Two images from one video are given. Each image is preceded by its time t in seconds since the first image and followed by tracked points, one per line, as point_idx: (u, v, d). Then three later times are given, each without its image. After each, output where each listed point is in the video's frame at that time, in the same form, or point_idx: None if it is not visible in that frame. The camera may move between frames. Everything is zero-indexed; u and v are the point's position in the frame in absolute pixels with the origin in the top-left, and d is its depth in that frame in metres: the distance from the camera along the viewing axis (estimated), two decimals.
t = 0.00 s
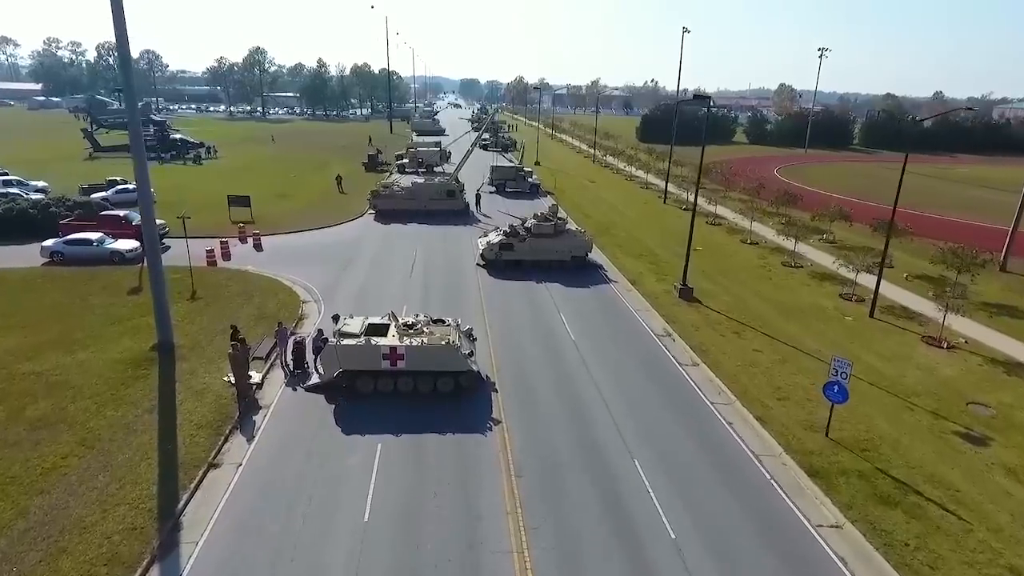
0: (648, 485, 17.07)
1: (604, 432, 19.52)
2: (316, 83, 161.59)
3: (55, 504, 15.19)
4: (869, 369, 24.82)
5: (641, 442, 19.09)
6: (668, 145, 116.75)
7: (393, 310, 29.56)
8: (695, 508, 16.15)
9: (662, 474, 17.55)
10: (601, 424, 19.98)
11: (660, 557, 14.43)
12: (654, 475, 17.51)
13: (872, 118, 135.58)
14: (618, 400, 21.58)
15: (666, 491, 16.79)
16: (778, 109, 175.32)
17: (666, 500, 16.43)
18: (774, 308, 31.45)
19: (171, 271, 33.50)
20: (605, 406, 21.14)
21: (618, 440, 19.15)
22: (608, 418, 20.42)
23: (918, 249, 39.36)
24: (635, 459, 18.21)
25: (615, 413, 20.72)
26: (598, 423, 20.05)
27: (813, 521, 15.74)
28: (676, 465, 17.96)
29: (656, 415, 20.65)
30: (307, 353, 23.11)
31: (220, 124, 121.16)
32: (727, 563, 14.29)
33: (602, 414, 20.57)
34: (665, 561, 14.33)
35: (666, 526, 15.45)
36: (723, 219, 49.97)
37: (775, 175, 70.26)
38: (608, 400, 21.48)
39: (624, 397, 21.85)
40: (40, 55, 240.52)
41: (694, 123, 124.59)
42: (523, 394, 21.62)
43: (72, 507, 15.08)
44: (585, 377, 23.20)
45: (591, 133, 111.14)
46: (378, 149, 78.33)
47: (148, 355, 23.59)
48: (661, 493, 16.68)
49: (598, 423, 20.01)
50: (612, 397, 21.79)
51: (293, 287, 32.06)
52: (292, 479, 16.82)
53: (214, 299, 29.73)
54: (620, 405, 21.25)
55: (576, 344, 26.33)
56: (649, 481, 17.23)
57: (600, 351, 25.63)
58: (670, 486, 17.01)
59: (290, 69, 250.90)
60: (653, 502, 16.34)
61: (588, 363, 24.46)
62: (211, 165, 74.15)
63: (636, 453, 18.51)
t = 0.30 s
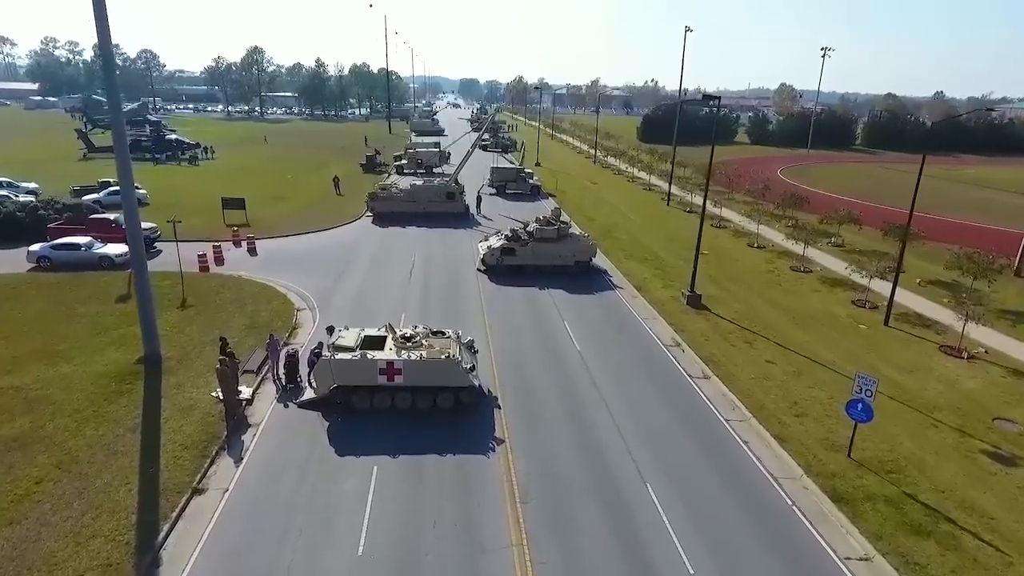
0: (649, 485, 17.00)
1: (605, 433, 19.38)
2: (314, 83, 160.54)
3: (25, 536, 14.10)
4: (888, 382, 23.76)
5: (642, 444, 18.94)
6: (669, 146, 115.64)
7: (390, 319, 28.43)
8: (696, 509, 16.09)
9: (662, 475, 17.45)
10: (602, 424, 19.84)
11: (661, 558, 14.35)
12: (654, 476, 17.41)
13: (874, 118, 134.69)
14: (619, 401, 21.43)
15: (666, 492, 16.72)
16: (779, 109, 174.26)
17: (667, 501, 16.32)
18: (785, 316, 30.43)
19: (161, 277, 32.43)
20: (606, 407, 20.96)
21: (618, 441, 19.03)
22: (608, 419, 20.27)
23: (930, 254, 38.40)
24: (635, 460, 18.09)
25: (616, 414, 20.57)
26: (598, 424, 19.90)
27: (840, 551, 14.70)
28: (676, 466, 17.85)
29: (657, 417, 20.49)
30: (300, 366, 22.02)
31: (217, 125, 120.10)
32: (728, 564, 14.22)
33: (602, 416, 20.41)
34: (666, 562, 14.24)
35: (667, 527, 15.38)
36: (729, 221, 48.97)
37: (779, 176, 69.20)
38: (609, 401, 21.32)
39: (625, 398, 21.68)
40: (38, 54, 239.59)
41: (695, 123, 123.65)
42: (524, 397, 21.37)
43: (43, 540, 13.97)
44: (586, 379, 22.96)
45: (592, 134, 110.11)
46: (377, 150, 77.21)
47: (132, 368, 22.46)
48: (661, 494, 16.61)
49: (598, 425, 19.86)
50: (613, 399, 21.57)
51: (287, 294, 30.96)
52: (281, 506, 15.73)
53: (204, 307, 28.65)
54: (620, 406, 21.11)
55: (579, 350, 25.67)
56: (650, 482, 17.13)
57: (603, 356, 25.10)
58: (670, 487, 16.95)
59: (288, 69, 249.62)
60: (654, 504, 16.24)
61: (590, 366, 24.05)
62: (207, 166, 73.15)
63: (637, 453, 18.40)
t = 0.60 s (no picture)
0: (648, 484, 17.08)
1: (608, 438, 19.12)
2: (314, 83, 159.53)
3: None
4: (911, 397, 22.68)
5: (643, 444, 18.93)
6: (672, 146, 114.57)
7: (389, 329, 27.29)
8: (696, 507, 16.18)
9: (662, 474, 17.51)
10: (602, 425, 19.84)
11: (660, 556, 14.43)
12: (653, 475, 17.48)
13: (878, 118, 133.58)
14: (619, 402, 21.43)
15: (665, 490, 16.80)
16: (782, 108, 173.26)
17: (666, 500, 16.39)
18: (798, 325, 29.35)
19: (152, 284, 31.35)
20: (606, 408, 20.94)
21: (620, 444, 18.91)
22: (609, 420, 20.27)
23: (945, 260, 37.36)
24: (635, 459, 18.12)
25: (616, 416, 20.57)
26: (598, 425, 19.93)
27: None
28: (681, 473, 17.54)
29: (658, 418, 20.46)
30: (293, 382, 20.90)
31: (216, 125, 119.06)
32: (728, 566, 14.19)
33: (604, 419, 20.27)
34: (666, 561, 14.30)
35: (665, 525, 15.47)
36: (736, 225, 47.86)
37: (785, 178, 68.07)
38: (609, 402, 21.33)
39: (628, 404, 21.33)
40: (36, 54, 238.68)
41: (697, 123, 122.57)
42: (524, 400, 21.32)
43: None
44: (587, 383, 22.86)
45: (593, 134, 109.03)
46: (376, 151, 76.06)
47: (116, 384, 21.33)
48: (660, 493, 16.67)
49: (601, 430, 19.57)
50: (614, 401, 21.54)
51: (282, 302, 29.86)
52: (270, 538, 14.63)
53: (195, 316, 27.54)
54: (620, 407, 21.11)
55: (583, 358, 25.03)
56: (649, 480, 17.22)
57: (607, 363, 24.57)
58: (669, 485, 17.03)
59: (288, 69, 248.40)
60: (659, 512, 15.94)
61: (593, 371, 23.69)
62: (204, 167, 72.14)
63: (637, 453, 18.46)
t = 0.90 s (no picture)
0: (650, 483, 17.12)
1: (611, 440, 19.11)
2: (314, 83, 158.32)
3: None
4: (937, 414, 21.58)
5: (647, 447, 18.84)
6: (676, 147, 113.33)
7: (388, 339, 26.19)
8: (698, 504, 16.29)
9: (665, 474, 17.53)
10: (605, 428, 19.79)
11: (664, 555, 14.46)
12: (656, 475, 17.50)
13: (883, 118, 132.26)
14: (622, 405, 21.39)
15: (668, 490, 16.85)
16: (784, 108, 171.98)
17: (668, 499, 16.46)
18: (815, 334, 28.23)
19: (143, 291, 30.24)
20: (609, 413, 20.86)
21: (622, 444, 18.92)
22: (612, 423, 20.21)
23: (963, 265, 36.23)
24: (639, 461, 18.09)
25: (619, 418, 20.55)
26: (601, 427, 19.93)
27: None
28: (684, 473, 17.58)
29: (661, 421, 20.40)
30: (287, 398, 19.79)
31: (215, 125, 117.88)
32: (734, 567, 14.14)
33: (606, 420, 20.27)
34: (670, 561, 14.33)
35: (668, 523, 15.54)
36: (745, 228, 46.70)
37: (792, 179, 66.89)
38: (612, 405, 21.31)
39: (631, 407, 21.22)
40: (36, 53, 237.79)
41: (701, 123, 121.28)
42: (527, 405, 21.20)
43: None
44: (593, 391, 22.52)
45: (596, 134, 107.83)
46: (376, 152, 74.91)
47: (100, 400, 20.20)
48: (663, 492, 16.72)
49: (604, 432, 19.55)
50: (617, 405, 21.43)
51: (277, 309, 28.75)
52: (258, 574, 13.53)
53: (187, 325, 26.43)
54: (623, 410, 21.07)
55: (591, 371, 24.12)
56: (651, 480, 17.26)
57: (617, 376, 23.73)
58: (672, 484, 17.08)
59: (289, 68, 247.32)
60: (663, 513, 15.92)
61: (602, 385, 22.97)
62: (201, 167, 71.05)
63: (640, 454, 18.43)
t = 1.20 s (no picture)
0: (653, 483, 17.04)
1: (616, 448, 18.66)
2: (315, 82, 157.22)
3: None
4: (967, 432, 20.44)
5: (653, 451, 18.56)
6: (680, 147, 112.13)
7: (388, 351, 25.09)
8: (700, 501, 16.35)
9: (669, 475, 17.40)
10: (610, 432, 19.50)
11: (666, 555, 14.42)
12: (660, 475, 17.40)
13: (889, 118, 130.90)
14: (627, 407, 21.10)
15: (671, 489, 16.79)
16: (788, 108, 170.67)
17: (671, 497, 16.44)
18: (832, 344, 27.12)
19: (135, 298, 29.16)
20: (615, 417, 20.51)
21: (627, 452, 18.47)
22: (616, 426, 19.90)
23: (982, 272, 35.10)
24: (643, 464, 17.86)
25: (624, 421, 20.30)
26: (605, 429, 19.71)
27: None
28: (692, 482, 17.13)
29: (667, 423, 20.13)
30: (280, 417, 18.67)
31: (215, 125, 116.92)
32: None
33: (611, 428, 19.79)
34: (671, 561, 14.27)
35: (671, 522, 15.52)
36: (755, 232, 45.66)
37: (800, 181, 65.72)
38: (617, 407, 21.06)
39: (637, 414, 20.75)
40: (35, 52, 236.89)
41: (705, 123, 120.04)
42: (531, 409, 20.84)
43: None
44: (600, 398, 21.84)
45: (600, 134, 106.67)
46: (377, 153, 73.84)
47: (81, 418, 19.08)
48: (666, 492, 16.66)
49: (609, 440, 19.10)
50: (622, 409, 21.03)
51: (273, 318, 27.68)
52: None
53: (178, 335, 25.33)
54: (628, 412, 20.81)
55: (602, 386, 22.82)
56: (655, 480, 17.16)
57: (627, 387, 22.71)
58: (676, 484, 17.01)
59: (290, 68, 246.51)
60: (670, 524, 15.48)
61: (612, 398, 21.89)
62: (200, 168, 70.05)
63: (645, 458, 18.20)
